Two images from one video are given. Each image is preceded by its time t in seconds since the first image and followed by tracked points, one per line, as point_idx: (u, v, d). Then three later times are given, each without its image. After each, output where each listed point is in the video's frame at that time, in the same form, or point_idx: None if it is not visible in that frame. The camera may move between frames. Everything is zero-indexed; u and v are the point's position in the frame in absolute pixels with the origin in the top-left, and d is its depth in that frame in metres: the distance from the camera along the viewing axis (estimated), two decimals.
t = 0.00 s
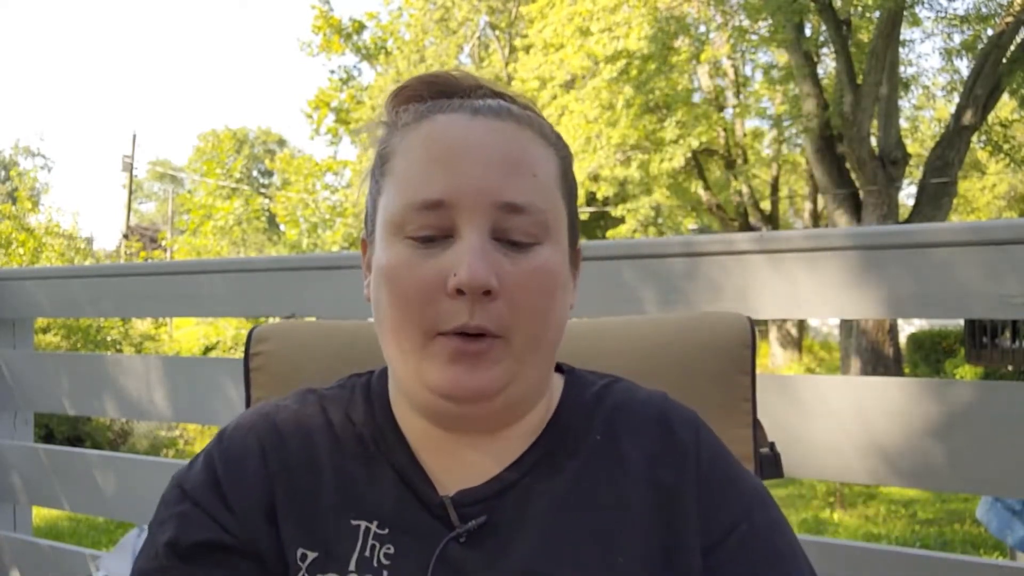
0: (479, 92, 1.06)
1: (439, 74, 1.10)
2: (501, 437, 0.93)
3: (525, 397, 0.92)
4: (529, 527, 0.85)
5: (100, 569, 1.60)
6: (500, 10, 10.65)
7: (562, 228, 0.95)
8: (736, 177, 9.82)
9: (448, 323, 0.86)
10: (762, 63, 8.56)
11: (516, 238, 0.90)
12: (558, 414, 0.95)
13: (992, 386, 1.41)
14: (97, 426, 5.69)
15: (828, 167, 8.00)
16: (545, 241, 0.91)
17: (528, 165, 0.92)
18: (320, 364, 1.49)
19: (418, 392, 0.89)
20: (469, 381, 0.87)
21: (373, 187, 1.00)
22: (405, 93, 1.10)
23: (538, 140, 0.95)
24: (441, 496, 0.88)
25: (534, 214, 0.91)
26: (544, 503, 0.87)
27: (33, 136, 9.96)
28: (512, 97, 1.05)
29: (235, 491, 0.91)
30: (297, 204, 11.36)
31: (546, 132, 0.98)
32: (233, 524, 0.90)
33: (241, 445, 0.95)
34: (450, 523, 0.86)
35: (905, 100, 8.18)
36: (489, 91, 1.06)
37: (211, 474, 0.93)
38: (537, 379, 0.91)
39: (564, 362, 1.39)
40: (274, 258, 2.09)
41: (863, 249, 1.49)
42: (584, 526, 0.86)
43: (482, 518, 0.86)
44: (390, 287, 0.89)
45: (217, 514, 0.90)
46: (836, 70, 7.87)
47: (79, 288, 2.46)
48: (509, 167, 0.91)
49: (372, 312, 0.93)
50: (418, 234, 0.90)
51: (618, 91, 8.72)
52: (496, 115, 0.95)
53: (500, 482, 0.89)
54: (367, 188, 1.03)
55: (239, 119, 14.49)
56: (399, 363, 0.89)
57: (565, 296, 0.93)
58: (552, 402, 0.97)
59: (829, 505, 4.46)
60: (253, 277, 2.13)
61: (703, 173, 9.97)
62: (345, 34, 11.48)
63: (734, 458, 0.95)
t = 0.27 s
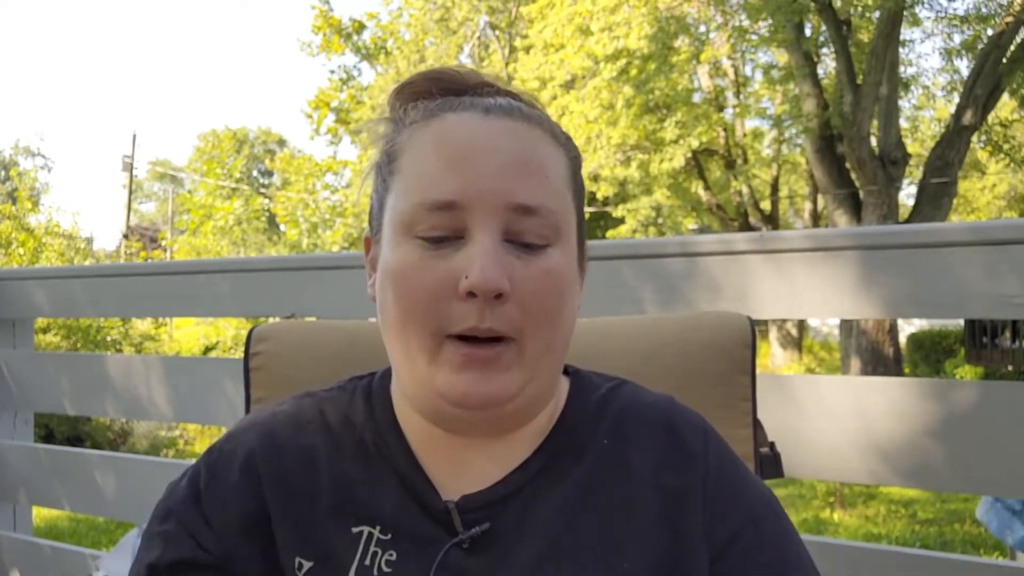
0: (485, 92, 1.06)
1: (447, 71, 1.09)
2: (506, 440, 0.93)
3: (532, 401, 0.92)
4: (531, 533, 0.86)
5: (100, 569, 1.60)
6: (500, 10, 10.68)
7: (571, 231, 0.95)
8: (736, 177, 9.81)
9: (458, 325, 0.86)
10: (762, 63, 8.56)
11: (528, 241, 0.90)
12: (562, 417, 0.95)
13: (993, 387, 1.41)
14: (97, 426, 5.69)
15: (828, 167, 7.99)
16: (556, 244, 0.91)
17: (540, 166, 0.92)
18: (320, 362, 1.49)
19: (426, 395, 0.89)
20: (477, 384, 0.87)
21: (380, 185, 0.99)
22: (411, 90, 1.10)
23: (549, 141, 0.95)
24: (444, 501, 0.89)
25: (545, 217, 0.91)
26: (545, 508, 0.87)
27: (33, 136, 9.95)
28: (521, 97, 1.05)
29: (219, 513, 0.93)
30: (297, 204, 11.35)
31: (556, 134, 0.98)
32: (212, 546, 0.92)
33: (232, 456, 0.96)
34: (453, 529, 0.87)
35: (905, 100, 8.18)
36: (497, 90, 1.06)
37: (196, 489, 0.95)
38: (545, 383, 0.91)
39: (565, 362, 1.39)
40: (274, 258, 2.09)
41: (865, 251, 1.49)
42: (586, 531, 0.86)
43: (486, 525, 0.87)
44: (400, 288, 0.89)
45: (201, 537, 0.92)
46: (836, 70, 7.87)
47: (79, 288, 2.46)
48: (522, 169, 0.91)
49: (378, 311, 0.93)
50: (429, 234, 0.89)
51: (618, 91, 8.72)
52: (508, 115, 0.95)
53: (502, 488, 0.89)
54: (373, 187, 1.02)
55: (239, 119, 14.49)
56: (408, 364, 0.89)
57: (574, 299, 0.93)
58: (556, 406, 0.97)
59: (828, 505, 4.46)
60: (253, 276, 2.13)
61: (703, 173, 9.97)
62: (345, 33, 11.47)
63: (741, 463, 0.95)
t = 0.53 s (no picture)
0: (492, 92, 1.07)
1: (456, 72, 1.10)
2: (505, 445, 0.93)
3: (534, 404, 0.92)
4: (531, 537, 0.86)
5: (100, 569, 1.60)
6: (500, 10, 10.75)
7: (576, 235, 0.95)
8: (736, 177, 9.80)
9: (463, 324, 0.85)
10: (762, 63, 8.56)
11: (536, 243, 0.90)
12: (563, 420, 0.95)
13: (994, 387, 1.41)
14: (97, 426, 5.70)
15: (828, 167, 7.99)
16: (563, 246, 0.92)
17: (550, 168, 0.92)
18: (320, 361, 1.49)
19: (428, 394, 0.89)
20: (482, 384, 0.87)
21: (385, 178, 0.99)
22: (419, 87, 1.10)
23: (559, 144, 0.96)
24: (441, 506, 0.89)
25: (554, 221, 0.92)
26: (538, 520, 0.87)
27: (33, 136, 9.95)
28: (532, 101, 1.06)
29: (210, 528, 0.94)
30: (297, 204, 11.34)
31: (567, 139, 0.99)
32: (198, 560, 0.94)
33: (225, 465, 0.97)
34: (451, 535, 0.87)
35: (906, 100, 8.19)
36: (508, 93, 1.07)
37: (186, 502, 0.97)
38: (547, 385, 0.91)
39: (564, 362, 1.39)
40: (275, 258, 2.09)
41: (865, 252, 1.50)
42: (586, 535, 0.87)
43: (483, 530, 0.87)
44: (405, 283, 0.89)
45: (188, 551, 0.95)
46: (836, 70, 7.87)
47: (79, 288, 2.46)
48: (533, 169, 0.91)
49: (381, 307, 0.92)
50: (436, 230, 0.89)
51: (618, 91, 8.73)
52: (520, 115, 0.95)
53: (501, 493, 0.89)
54: (376, 180, 1.02)
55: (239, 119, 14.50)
56: (411, 362, 0.89)
57: (577, 303, 0.93)
58: (557, 408, 0.97)
59: (829, 505, 4.46)
60: (253, 277, 2.13)
61: (703, 173, 9.97)
62: (345, 33, 11.47)
63: (743, 463, 0.95)
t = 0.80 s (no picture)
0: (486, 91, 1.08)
1: (449, 71, 1.10)
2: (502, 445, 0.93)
3: (530, 406, 0.92)
4: (530, 537, 0.86)
5: (100, 569, 1.60)
6: (500, 9, 10.87)
7: (573, 236, 0.95)
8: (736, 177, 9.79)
9: (461, 328, 0.85)
10: (762, 63, 8.56)
11: (533, 246, 0.90)
12: (559, 419, 0.95)
13: (995, 387, 1.41)
14: (97, 426, 5.70)
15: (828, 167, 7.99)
16: (560, 249, 0.92)
17: (547, 170, 0.92)
18: (320, 361, 1.50)
19: (424, 396, 0.89)
20: (479, 387, 0.87)
21: (378, 179, 0.98)
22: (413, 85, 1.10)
23: (555, 145, 0.96)
24: (437, 508, 0.89)
25: (551, 224, 0.92)
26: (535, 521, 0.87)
27: (33, 136, 9.95)
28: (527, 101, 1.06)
29: (210, 529, 0.94)
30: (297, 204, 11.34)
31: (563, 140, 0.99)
32: (198, 561, 0.94)
33: (222, 465, 0.97)
34: (445, 535, 0.87)
35: (905, 100, 8.19)
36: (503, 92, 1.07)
37: (183, 502, 0.96)
38: (543, 388, 0.91)
39: (564, 362, 1.39)
40: (275, 258, 2.09)
41: (863, 252, 1.50)
42: (582, 535, 0.87)
43: (479, 531, 0.87)
44: (401, 287, 0.88)
45: (187, 551, 0.94)
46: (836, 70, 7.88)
47: (79, 288, 2.46)
48: (531, 172, 0.91)
49: (376, 309, 0.92)
50: (433, 234, 0.89)
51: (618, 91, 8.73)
52: (517, 117, 0.95)
53: (498, 493, 0.89)
54: (369, 181, 1.01)
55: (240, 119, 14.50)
56: (407, 365, 0.89)
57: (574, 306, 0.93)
58: (553, 407, 0.97)
59: (829, 505, 4.46)
60: (253, 277, 2.13)
61: (703, 173, 9.97)
62: (345, 33, 11.46)
63: (742, 463, 0.95)
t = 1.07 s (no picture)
0: (484, 91, 1.08)
1: (447, 70, 1.10)
2: (499, 447, 0.93)
3: (530, 410, 0.92)
4: (526, 538, 0.86)
5: (100, 569, 1.59)
6: (500, 9, 10.90)
7: (574, 239, 0.95)
8: (736, 176, 9.78)
9: (462, 336, 0.85)
10: (762, 63, 8.56)
11: (536, 252, 0.90)
12: (556, 420, 0.95)
13: (994, 387, 1.41)
14: (98, 426, 5.70)
15: (828, 167, 7.99)
16: (561, 254, 0.92)
17: (548, 173, 0.92)
18: (317, 361, 1.50)
19: (425, 403, 0.89)
20: (480, 394, 0.87)
21: (376, 183, 0.98)
22: (412, 84, 1.09)
23: (555, 148, 0.95)
24: (432, 510, 0.89)
25: (553, 229, 0.91)
26: (532, 522, 0.87)
27: (32, 136, 9.95)
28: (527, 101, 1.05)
29: (207, 529, 0.95)
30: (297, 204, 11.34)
31: (564, 141, 0.98)
32: (196, 562, 0.95)
33: (218, 466, 0.97)
34: (441, 537, 0.87)
35: (905, 100, 8.20)
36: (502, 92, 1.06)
37: (180, 502, 0.97)
38: (544, 393, 0.91)
39: (563, 362, 1.38)
40: (274, 258, 2.09)
41: (862, 252, 1.50)
42: (578, 537, 0.87)
43: (474, 533, 0.87)
44: (401, 293, 0.88)
45: (184, 552, 0.95)
46: (836, 70, 7.88)
47: (79, 288, 2.46)
48: (533, 177, 0.91)
49: (376, 316, 0.92)
50: (434, 241, 0.89)
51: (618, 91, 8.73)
52: (517, 119, 0.94)
53: (494, 494, 0.89)
54: (367, 185, 1.01)
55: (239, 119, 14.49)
56: (408, 371, 0.89)
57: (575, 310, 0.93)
58: (552, 406, 0.97)
59: (828, 505, 4.46)
60: (252, 276, 2.13)
61: (703, 173, 9.98)
62: (344, 33, 11.45)
63: (742, 465, 0.95)
